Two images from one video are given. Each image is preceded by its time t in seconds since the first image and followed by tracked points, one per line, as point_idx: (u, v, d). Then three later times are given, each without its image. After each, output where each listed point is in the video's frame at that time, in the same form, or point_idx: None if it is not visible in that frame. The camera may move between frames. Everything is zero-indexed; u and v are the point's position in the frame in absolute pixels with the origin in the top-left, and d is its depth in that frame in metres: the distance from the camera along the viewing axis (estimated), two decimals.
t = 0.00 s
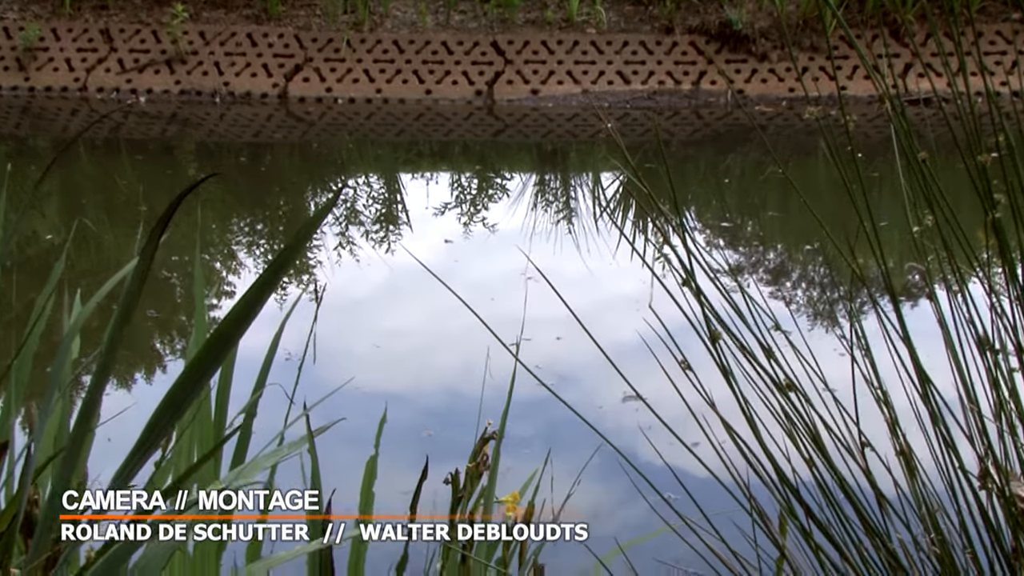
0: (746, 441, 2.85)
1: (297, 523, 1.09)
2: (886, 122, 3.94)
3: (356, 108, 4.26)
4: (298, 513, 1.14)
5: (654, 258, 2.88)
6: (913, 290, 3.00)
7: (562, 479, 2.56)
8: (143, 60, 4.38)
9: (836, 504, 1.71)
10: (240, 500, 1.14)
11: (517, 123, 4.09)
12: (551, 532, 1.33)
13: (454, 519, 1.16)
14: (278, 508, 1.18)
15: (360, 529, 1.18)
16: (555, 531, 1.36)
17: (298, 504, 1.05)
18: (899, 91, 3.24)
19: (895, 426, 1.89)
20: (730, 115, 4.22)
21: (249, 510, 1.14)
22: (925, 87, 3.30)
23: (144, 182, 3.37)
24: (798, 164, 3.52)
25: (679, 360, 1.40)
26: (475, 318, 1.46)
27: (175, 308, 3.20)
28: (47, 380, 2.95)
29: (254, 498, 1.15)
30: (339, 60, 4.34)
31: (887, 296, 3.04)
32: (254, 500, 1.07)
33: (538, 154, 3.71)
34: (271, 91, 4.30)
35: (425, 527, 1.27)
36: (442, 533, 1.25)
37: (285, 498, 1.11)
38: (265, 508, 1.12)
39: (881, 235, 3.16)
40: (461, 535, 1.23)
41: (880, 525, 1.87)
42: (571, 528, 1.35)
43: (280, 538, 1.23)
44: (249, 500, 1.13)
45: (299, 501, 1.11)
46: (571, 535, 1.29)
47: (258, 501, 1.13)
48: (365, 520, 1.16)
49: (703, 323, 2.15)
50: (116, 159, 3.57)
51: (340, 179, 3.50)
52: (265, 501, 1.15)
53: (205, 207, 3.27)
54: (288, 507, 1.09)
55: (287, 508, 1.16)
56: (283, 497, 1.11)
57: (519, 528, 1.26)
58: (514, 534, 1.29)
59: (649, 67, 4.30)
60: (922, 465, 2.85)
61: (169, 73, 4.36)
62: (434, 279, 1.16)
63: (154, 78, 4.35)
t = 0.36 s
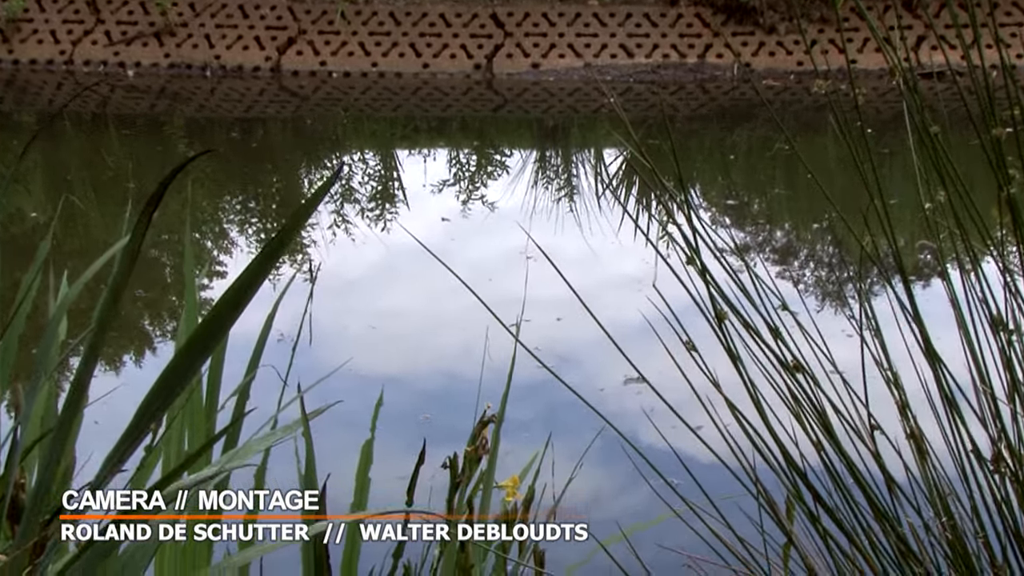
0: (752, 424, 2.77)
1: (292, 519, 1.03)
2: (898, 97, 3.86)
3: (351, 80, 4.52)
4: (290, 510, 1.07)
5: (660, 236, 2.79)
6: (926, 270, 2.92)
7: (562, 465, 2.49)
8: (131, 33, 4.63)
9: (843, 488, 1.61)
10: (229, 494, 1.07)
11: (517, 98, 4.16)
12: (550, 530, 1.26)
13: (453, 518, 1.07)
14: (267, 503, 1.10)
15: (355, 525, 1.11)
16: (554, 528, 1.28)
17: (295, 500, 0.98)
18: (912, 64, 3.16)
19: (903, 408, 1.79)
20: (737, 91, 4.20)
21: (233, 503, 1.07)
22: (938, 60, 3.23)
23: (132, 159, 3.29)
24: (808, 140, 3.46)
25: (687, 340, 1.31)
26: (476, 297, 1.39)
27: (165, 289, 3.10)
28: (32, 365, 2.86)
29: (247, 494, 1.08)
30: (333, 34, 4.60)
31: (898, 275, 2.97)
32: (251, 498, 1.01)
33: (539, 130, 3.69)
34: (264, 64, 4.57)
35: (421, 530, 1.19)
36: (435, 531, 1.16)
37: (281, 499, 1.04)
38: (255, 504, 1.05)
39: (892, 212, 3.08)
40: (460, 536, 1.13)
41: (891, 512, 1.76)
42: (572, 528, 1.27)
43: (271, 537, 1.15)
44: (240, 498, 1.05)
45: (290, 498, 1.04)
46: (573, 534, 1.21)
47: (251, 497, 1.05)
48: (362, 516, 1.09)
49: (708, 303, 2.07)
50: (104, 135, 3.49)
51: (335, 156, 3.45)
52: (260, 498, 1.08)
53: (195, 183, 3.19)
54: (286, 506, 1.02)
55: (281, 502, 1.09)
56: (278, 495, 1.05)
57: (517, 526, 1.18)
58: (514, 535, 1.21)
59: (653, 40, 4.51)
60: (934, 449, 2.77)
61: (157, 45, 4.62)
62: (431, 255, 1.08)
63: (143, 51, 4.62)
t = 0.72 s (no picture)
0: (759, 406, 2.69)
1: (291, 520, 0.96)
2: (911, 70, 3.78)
3: (346, 54, 4.53)
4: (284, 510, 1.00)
5: (665, 215, 2.70)
6: (938, 248, 2.84)
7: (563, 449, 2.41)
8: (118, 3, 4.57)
9: (853, 473, 1.50)
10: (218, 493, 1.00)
11: (516, 72, 4.11)
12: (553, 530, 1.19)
13: (451, 516, 0.99)
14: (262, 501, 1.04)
15: (353, 524, 1.04)
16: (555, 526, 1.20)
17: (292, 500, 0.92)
18: (926, 35, 3.08)
19: (915, 387, 1.67)
20: (744, 64, 4.13)
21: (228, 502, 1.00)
22: (952, 31, 3.15)
23: (120, 135, 3.20)
24: (820, 114, 3.38)
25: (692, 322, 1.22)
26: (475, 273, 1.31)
27: (154, 268, 3.02)
28: (17, 346, 2.78)
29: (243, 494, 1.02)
30: (327, 6, 4.52)
31: (908, 253, 2.90)
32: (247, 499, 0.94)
33: (540, 104, 3.62)
34: (256, 36, 4.54)
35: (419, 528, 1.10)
36: (434, 530, 1.08)
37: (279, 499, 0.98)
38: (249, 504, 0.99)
39: (904, 189, 3.01)
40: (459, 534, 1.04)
41: (904, 496, 1.64)
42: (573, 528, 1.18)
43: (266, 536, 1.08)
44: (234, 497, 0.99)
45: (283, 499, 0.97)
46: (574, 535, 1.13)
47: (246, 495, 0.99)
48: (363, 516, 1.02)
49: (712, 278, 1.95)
50: (92, 110, 3.41)
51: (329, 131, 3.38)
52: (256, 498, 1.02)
53: (184, 159, 3.12)
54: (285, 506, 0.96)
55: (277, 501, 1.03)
56: (277, 496, 0.98)
57: (516, 526, 1.10)
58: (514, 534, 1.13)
59: (658, 12, 4.42)
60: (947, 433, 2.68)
61: (145, 16, 4.57)
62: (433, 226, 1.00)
63: (130, 23, 4.56)
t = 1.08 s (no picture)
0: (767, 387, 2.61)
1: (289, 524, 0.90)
2: (922, 42, 3.69)
3: (342, 28, 4.44)
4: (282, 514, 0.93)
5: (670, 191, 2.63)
6: (952, 226, 2.76)
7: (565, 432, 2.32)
8: None
9: (868, 458, 1.36)
10: (212, 492, 0.93)
11: (517, 45, 4.05)
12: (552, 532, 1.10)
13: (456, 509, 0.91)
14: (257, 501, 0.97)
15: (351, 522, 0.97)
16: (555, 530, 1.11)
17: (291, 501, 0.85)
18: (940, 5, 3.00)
19: (930, 368, 1.55)
20: (751, 37, 4.04)
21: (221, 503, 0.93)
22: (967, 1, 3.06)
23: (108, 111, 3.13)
24: (829, 87, 3.31)
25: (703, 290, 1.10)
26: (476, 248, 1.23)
27: (143, 247, 2.94)
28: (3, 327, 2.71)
29: (240, 493, 0.95)
30: None
31: (922, 230, 2.83)
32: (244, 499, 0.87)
33: (541, 79, 3.54)
34: (250, 10, 4.44)
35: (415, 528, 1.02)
36: (432, 531, 1.00)
37: (279, 501, 0.91)
38: (245, 505, 0.93)
39: (916, 163, 2.93)
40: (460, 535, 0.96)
41: (916, 481, 1.53)
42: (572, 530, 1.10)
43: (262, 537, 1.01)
44: (232, 498, 0.92)
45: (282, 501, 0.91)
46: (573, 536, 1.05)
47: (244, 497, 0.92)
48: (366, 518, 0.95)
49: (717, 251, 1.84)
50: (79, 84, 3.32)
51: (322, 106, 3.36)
52: (253, 500, 0.95)
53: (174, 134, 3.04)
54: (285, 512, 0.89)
55: (274, 500, 0.96)
56: (277, 496, 0.91)
57: (515, 525, 1.01)
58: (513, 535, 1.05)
59: None
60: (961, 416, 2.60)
61: None
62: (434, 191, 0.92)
63: None
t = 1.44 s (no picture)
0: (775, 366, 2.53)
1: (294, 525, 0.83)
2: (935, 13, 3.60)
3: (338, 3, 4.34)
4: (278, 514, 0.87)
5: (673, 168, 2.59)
6: (966, 202, 2.68)
7: (566, 415, 2.24)
8: None
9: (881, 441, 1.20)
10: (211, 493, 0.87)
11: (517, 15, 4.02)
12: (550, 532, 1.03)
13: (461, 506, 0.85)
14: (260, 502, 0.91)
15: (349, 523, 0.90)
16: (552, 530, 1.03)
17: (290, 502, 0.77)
18: None
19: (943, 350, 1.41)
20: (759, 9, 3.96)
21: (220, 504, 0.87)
22: None
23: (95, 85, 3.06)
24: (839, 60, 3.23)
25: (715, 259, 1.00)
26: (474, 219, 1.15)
27: (131, 225, 2.86)
28: None
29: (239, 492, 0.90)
30: None
31: (934, 207, 2.75)
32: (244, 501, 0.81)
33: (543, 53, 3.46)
34: None
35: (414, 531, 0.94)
36: (429, 532, 0.92)
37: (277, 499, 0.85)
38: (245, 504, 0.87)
39: (929, 138, 2.87)
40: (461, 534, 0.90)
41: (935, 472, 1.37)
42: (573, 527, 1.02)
43: (260, 539, 0.96)
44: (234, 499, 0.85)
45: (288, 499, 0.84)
46: (575, 537, 0.97)
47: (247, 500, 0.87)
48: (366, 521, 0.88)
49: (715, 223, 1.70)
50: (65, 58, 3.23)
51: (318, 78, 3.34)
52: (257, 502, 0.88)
53: (163, 108, 2.98)
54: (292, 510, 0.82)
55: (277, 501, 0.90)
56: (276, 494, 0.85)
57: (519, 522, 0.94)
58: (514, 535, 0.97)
59: None
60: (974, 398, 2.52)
61: None
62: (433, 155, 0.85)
63: None
